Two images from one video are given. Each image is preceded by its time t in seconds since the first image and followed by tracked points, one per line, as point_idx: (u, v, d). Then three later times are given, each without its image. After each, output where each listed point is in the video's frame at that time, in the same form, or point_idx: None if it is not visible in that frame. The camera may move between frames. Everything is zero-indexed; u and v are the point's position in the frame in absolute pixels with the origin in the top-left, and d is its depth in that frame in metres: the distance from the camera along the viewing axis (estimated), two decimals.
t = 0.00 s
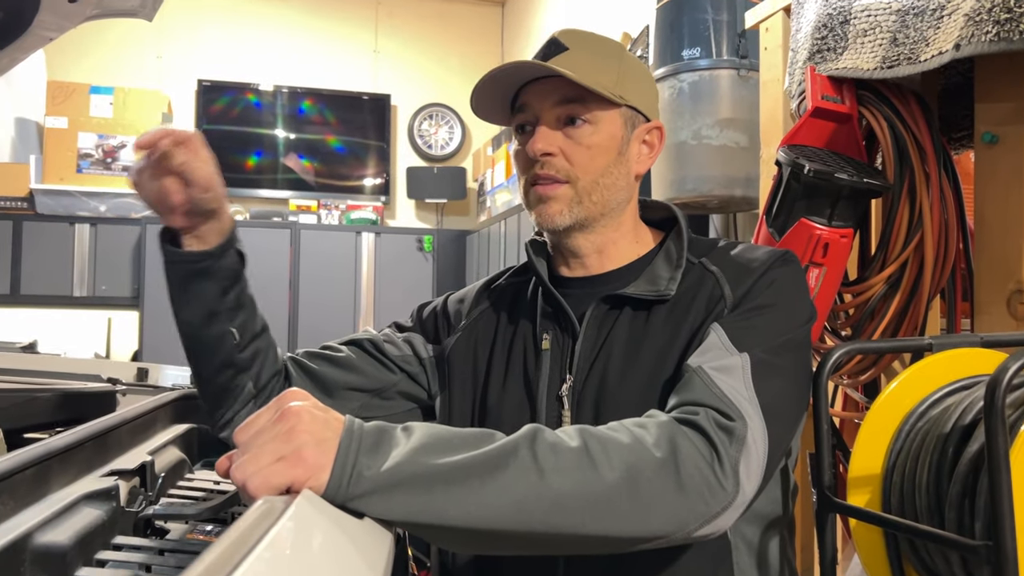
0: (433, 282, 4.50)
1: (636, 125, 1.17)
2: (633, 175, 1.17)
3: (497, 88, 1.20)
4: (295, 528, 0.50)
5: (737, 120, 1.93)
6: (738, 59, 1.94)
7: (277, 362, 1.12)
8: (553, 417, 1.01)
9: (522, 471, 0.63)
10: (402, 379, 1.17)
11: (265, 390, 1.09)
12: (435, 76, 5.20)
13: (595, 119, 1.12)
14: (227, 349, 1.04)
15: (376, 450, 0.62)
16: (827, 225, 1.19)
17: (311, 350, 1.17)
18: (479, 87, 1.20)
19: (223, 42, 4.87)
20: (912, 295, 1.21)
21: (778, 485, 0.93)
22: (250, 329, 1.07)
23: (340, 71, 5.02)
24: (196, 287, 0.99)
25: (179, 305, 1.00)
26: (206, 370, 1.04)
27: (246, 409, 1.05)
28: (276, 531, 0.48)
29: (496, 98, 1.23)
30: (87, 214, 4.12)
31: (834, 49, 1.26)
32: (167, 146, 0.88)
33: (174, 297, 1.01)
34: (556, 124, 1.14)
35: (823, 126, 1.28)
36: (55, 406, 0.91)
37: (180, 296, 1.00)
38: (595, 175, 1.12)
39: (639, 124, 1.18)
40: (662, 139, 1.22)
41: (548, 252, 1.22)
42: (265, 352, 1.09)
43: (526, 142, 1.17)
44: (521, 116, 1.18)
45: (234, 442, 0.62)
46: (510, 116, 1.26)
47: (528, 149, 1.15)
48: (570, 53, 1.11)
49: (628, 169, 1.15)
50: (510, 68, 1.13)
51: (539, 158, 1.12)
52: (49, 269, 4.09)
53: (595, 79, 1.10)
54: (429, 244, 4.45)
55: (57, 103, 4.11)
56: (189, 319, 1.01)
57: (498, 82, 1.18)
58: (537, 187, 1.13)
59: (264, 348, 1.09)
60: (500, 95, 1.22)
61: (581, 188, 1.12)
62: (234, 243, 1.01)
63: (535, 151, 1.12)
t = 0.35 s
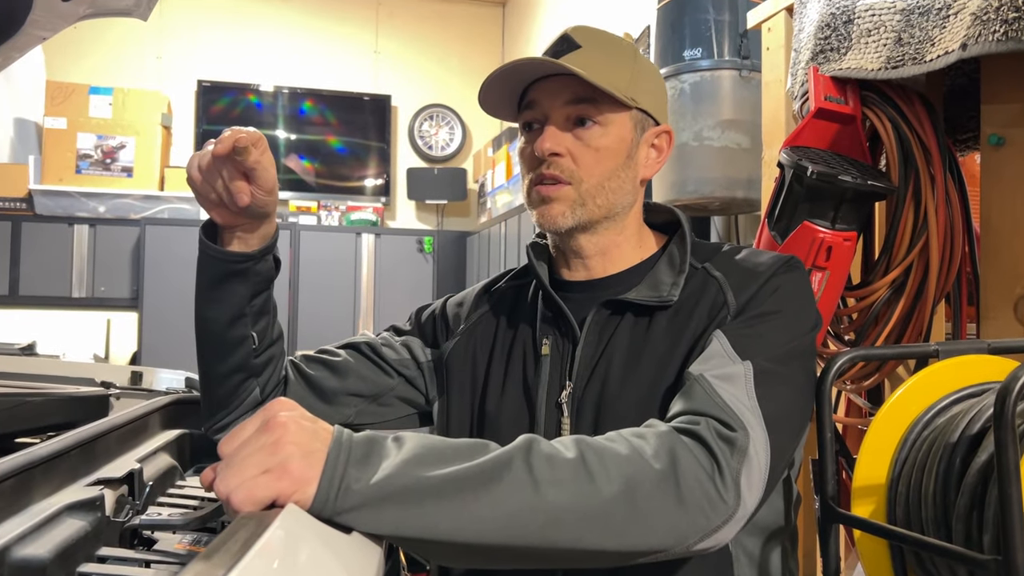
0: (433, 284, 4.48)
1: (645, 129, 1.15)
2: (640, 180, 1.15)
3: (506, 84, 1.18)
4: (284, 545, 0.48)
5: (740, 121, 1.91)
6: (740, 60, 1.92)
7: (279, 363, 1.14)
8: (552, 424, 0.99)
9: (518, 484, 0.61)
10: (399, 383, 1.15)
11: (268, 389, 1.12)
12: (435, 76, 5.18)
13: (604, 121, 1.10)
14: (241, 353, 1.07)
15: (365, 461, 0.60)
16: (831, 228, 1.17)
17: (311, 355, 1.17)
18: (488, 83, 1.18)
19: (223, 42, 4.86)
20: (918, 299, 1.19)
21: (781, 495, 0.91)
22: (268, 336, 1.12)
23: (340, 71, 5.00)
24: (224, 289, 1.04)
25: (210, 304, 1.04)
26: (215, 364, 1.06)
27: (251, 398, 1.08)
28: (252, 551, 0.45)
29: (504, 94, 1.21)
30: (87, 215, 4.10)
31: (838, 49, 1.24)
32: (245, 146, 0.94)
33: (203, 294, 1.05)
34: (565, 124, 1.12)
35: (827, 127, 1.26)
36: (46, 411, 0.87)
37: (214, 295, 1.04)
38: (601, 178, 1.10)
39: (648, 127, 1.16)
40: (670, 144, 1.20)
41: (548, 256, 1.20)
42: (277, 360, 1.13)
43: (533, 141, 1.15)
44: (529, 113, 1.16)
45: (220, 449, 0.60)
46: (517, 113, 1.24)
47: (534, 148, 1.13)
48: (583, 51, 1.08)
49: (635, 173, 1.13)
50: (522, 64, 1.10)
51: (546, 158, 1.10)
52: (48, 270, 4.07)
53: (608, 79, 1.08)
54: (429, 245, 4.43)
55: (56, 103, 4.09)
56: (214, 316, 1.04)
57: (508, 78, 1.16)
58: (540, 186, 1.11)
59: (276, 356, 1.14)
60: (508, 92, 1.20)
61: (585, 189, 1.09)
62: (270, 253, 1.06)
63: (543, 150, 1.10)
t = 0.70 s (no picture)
0: (434, 281, 4.47)
1: (648, 123, 1.14)
2: (642, 174, 1.14)
3: (509, 75, 1.17)
4: (275, 540, 0.47)
5: (741, 117, 1.90)
6: (742, 55, 1.90)
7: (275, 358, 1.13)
8: (551, 420, 0.98)
9: (514, 481, 0.60)
10: (396, 379, 1.14)
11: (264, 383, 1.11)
12: (436, 74, 5.17)
13: (607, 116, 1.09)
14: (238, 348, 1.07)
15: (359, 456, 0.59)
16: (833, 223, 1.16)
17: (307, 350, 1.15)
18: (490, 75, 1.17)
19: (224, 40, 4.85)
20: (921, 295, 1.18)
21: (782, 492, 0.90)
22: (264, 330, 1.11)
23: (341, 69, 4.99)
24: (218, 284, 1.03)
25: (207, 299, 1.04)
26: (213, 359, 1.06)
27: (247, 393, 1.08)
28: (239, 548, 0.43)
29: (506, 84, 1.20)
30: (87, 212, 4.10)
31: (841, 42, 1.23)
32: (241, 133, 0.93)
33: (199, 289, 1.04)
34: (568, 117, 1.10)
35: (829, 121, 1.25)
36: (46, 405, 0.87)
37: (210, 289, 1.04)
38: (604, 173, 1.09)
39: (652, 121, 1.15)
40: (672, 138, 1.19)
41: (547, 250, 1.19)
42: (274, 354, 1.13)
43: (536, 134, 1.14)
44: (531, 106, 1.14)
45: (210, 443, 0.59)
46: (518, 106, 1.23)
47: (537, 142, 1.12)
48: (586, 44, 1.06)
49: (637, 167, 1.12)
50: (525, 56, 1.09)
51: (548, 152, 1.09)
52: (49, 267, 4.07)
53: (612, 72, 1.07)
54: (430, 243, 4.42)
55: (56, 100, 4.08)
56: (210, 312, 1.04)
57: (511, 70, 1.15)
58: (543, 181, 1.10)
59: (273, 351, 1.13)
60: (510, 83, 1.19)
61: (592, 185, 1.09)
62: (266, 248, 1.05)
63: (546, 144, 1.09)
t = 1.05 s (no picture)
0: (434, 280, 4.47)
1: (648, 120, 1.13)
2: (642, 172, 1.13)
3: (507, 72, 1.16)
4: (271, 540, 0.46)
5: (743, 116, 1.90)
6: (743, 54, 1.90)
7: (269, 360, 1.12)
8: (552, 418, 0.97)
9: (512, 477, 0.59)
10: (397, 380, 1.14)
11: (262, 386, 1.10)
12: (437, 73, 5.17)
13: (606, 113, 1.09)
14: (204, 409, 0.98)
15: (357, 455, 0.58)
16: (835, 221, 1.16)
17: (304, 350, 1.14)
18: (487, 72, 1.17)
19: (225, 39, 4.84)
20: (924, 293, 1.17)
21: (784, 493, 0.90)
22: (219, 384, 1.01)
23: (341, 68, 4.99)
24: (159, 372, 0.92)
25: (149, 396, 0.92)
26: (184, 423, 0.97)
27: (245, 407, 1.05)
28: (235, 548, 0.43)
29: (504, 82, 1.19)
30: (87, 211, 4.09)
31: (843, 40, 1.22)
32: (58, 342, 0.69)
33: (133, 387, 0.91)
34: (566, 115, 1.10)
35: (831, 120, 1.24)
36: (44, 404, 0.87)
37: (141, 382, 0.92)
38: (603, 171, 1.08)
39: (652, 119, 1.14)
40: (674, 136, 1.17)
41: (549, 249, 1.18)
42: (239, 390, 1.04)
43: (534, 132, 1.13)
44: (530, 103, 1.14)
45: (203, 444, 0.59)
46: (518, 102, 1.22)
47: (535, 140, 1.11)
48: (585, 41, 1.05)
49: (637, 165, 1.11)
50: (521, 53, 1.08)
51: (547, 150, 1.09)
52: (49, 266, 4.06)
53: (611, 70, 1.06)
54: (430, 242, 4.42)
55: (57, 99, 4.08)
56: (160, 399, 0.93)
57: (508, 68, 1.14)
58: (541, 180, 1.10)
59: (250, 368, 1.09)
60: (509, 81, 1.18)
61: (588, 182, 1.08)
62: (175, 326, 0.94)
63: (544, 143, 1.09)
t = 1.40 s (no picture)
0: (434, 279, 4.47)
1: (661, 119, 1.13)
2: (651, 171, 1.13)
3: (524, 56, 1.16)
4: (269, 538, 0.46)
5: (744, 116, 1.89)
6: (745, 54, 1.89)
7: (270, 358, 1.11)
8: (550, 418, 0.97)
9: (513, 486, 0.59)
10: (396, 379, 1.13)
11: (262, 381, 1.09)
12: (437, 72, 5.16)
13: (620, 105, 1.08)
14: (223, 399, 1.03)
15: (356, 456, 0.58)
16: (836, 222, 1.15)
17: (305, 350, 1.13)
18: (507, 54, 1.17)
19: (225, 37, 4.84)
20: (926, 293, 1.17)
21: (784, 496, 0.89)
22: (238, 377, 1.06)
23: (342, 67, 4.98)
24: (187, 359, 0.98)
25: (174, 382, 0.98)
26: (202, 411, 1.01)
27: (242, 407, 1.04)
28: (234, 549, 0.42)
29: (521, 67, 1.19)
30: (87, 209, 4.09)
31: (845, 40, 1.22)
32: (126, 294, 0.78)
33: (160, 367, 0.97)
34: (580, 103, 1.10)
35: (833, 119, 1.24)
36: (44, 402, 0.86)
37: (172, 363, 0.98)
38: (611, 163, 1.08)
39: (664, 118, 1.14)
40: (685, 137, 1.17)
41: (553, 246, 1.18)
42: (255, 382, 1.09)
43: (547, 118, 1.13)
44: (545, 89, 1.14)
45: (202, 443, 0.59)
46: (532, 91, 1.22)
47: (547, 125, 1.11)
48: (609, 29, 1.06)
49: (646, 162, 1.11)
50: (543, 35, 1.08)
51: (556, 135, 1.08)
52: (48, 265, 4.06)
53: (629, 62, 1.06)
54: (430, 241, 4.42)
55: (57, 97, 4.07)
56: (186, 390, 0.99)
57: (527, 52, 1.14)
58: (548, 164, 1.09)
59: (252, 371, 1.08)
60: (526, 66, 1.18)
61: (594, 172, 1.07)
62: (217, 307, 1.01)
63: (555, 127, 1.08)
